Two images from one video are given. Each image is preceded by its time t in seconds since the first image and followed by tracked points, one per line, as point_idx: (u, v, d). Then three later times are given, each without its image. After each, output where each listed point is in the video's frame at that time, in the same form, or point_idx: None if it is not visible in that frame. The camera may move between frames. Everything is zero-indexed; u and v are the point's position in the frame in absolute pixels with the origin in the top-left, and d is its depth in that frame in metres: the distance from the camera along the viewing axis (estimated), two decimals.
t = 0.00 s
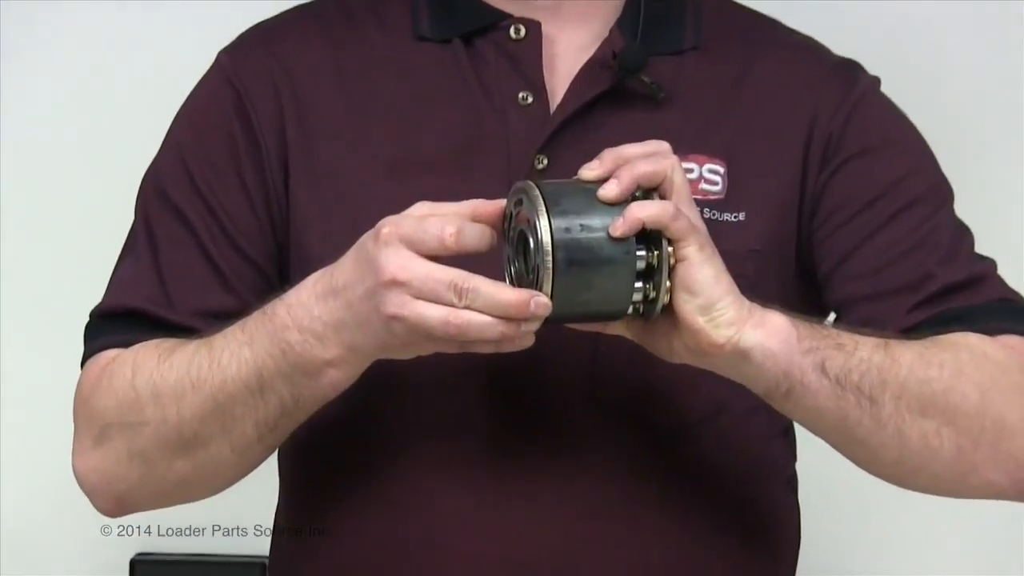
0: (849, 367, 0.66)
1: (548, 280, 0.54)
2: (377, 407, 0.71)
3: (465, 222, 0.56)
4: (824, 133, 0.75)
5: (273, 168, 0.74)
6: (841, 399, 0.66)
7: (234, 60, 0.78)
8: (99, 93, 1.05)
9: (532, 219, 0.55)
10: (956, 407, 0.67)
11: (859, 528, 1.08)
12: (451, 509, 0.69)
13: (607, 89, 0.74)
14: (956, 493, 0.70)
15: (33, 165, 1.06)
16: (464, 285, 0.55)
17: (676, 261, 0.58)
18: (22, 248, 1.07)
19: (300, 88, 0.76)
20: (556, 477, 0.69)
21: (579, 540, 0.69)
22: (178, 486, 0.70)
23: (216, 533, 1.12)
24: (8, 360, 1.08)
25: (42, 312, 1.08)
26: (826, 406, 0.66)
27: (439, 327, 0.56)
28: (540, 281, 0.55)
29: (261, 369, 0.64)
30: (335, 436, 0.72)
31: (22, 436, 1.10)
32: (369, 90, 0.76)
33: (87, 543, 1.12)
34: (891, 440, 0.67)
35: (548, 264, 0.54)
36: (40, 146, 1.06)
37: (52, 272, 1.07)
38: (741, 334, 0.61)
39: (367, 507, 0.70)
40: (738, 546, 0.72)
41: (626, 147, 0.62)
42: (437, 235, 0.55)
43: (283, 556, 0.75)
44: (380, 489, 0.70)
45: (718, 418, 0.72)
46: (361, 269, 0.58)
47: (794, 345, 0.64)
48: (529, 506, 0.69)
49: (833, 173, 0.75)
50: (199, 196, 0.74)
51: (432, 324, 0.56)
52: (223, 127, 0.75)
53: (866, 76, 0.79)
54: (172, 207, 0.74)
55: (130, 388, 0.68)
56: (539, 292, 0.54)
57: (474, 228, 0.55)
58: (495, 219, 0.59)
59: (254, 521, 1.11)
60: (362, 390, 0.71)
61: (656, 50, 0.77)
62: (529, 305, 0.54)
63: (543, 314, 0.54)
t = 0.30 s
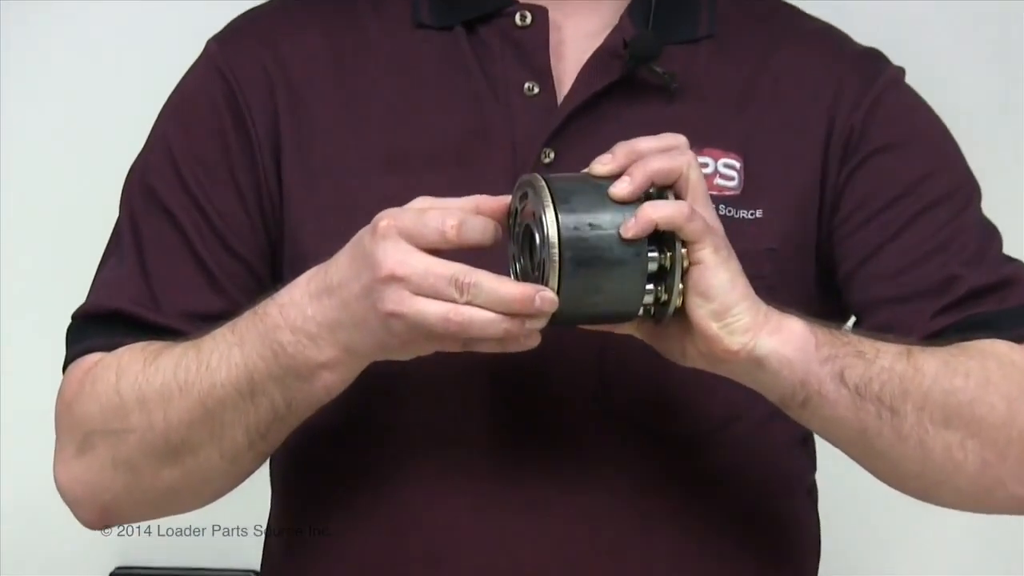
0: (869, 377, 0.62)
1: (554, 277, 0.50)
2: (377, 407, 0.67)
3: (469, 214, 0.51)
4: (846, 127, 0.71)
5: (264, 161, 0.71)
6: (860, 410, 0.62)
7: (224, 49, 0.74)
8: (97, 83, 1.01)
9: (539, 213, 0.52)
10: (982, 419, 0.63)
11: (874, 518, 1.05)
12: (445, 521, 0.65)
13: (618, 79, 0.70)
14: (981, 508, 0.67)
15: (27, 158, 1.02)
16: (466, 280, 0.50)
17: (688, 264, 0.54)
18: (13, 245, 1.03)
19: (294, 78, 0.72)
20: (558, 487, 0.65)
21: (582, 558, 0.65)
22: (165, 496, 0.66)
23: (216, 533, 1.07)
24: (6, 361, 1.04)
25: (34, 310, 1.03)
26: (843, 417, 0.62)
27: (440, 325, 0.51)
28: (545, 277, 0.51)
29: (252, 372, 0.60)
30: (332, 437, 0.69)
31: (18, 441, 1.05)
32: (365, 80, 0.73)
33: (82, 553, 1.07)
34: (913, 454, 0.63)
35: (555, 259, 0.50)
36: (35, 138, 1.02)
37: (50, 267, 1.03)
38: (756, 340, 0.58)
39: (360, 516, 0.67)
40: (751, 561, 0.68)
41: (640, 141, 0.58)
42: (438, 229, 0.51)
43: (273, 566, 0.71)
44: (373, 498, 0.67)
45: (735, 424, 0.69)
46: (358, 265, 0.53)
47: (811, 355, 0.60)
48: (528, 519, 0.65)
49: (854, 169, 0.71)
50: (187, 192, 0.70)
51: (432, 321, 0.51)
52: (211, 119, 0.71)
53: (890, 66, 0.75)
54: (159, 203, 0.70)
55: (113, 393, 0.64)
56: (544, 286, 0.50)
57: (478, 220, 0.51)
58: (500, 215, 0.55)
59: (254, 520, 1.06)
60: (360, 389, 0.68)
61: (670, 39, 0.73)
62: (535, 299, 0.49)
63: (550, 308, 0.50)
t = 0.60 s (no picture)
0: (888, 387, 0.60)
1: (564, 278, 0.47)
2: (384, 411, 0.64)
3: (475, 214, 0.48)
4: (867, 121, 0.69)
5: (262, 158, 0.68)
6: (879, 421, 0.60)
7: (220, 40, 0.71)
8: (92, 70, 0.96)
9: (548, 212, 0.48)
10: (1005, 430, 0.61)
11: (888, 520, 1.02)
12: (448, 535, 0.62)
13: (631, 71, 0.68)
14: (1002, 521, 0.64)
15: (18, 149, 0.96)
16: (471, 282, 0.47)
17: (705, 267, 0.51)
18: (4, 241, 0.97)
19: (293, 71, 0.69)
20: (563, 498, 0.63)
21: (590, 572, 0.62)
22: (161, 508, 0.64)
23: (216, 532, 1.00)
24: None
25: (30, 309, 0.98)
26: (862, 428, 0.60)
27: (446, 330, 0.48)
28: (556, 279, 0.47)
29: (251, 381, 0.58)
30: (336, 438, 0.65)
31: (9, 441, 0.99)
32: (367, 74, 0.70)
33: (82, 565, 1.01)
34: (933, 466, 0.61)
35: (565, 261, 0.46)
36: (27, 127, 0.96)
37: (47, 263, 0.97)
38: (772, 348, 0.55)
39: (355, 524, 0.64)
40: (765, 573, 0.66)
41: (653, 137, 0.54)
42: (442, 229, 0.47)
43: None
44: (372, 510, 0.64)
45: (755, 431, 0.66)
46: (360, 269, 0.50)
47: (829, 363, 0.58)
48: (534, 532, 0.62)
49: (874, 166, 0.68)
50: (182, 191, 0.67)
51: (437, 327, 0.48)
52: (207, 115, 0.68)
53: (912, 60, 0.72)
54: (152, 203, 0.67)
55: (107, 402, 0.61)
56: (555, 289, 0.46)
57: (484, 222, 0.47)
58: (507, 216, 0.52)
59: (254, 519, 0.99)
60: (366, 393, 0.65)
61: (685, 30, 0.71)
62: (546, 302, 0.46)
63: (563, 310, 0.46)
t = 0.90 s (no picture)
0: (896, 399, 0.59)
1: (574, 284, 0.45)
2: (393, 412, 0.63)
3: (484, 219, 0.46)
4: (876, 121, 0.68)
5: (264, 158, 0.67)
6: (886, 432, 0.59)
7: (221, 39, 0.70)
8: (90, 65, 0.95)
9: (557, 218, 0.46)
10: (1014, 440, 0.60)
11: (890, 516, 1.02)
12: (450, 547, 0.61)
13: (638, 70, 0.67)
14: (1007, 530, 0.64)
15: (13, 143, 0.95)
16: (480, 287, 0.45)
17: (715, 278, 0.50)
18: None
19: (295, 70, 0.68)
20: (567, 509, 0.61)
21: None
22: (162, 515, 0.63)
23: (216, 533, 0.97)
24: None
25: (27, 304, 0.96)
26: (870, 439, 0.59)
27: (454, 336, 0.46)
28: (565, 284, 0.46)
29: (256, 388, 0.57)
30: (340, 442, 0.64)
31: None
32: (369, 73, 0.69)
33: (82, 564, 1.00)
34: (940, 475, 0.60)
35: (574, 265, 0.45)
36: (23, 121, 0.95)
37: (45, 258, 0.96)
38: (780, 359, 0.55)
39: (357, 528, 0.63)
40: None
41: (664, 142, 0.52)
42: (450, 233, 0.46)
43: None
44: (374, 517, 0.62)
45: (764, 432, 0.65)
46: (367, 274, 0.48)
47: (838, 374, 0.57)
48: (540, 542, 0.61)
49: (883, 166, 0.67)
50: (182, 192, 0.66)
51: (445, 333, 0.46)
52: (207, 116, 0.67)
53: (922, 58, 0.72)
54: (152, 204, 0.66)
55: (110, 408, 0.60)
56: (565, 294, 0.45)
57: (494, 225, 0.46)
58: (517, 222, 0.50)
59: (254, 520, 0.93)
60: (374, 396, 0.63)
61: (692, 28, 0.70)
62: (556, 306, 0.44)
63: (571, 316, 0.44)
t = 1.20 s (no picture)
0: (893, 407, 0.59)
1: (576, 289, 0.45)
2: (395, 416, 0.63)
3: (486, 225, 0.46)
4: (876, 121, 0.68)
5: (263, 160, 0.67)
6: (884, 439, 0.59)
7: (220, 40, 0.70)
8: (90, 63, 0.95)
9: (558, 224, 0.46)
10: (1011, 447, 0.60)
11: (893, 514, 1.02)
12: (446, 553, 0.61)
13: (638, 70, 0.67)
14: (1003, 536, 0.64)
15: (13, 141, 0.95)
16: (482, 293, 0.45)
17: (715, 287, 0.50)
18: None
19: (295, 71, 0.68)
20: (564, 515, 0.61)
21: None
22: (162, 518, 0.63)
23: (216, 534, 0.97)
24: None
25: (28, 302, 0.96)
26: (866, 446, 0.59)
27: (455, 342, 0.46)
28: (566, 290, 0.45)
29: (257, 393, 0.57)
30: (340, 446, 0.64)
31: None
32: (369, 75, 0.69)
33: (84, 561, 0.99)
34: (937, 481, 0.60)
35: (575, 270, 0.44)
36: (23, 119, 0.95)
37: (45, 257, 0.96)
38: (778, 368, 0.55)
39: (356, 532, 0.63)
40: None
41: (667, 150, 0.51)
42: (452, 239, 0.45)
43: None
44: (373, 522, 0.62)
45: (760, 434, 0.65)
46: (370, 279, 0.48)
47: (837, 384, 0.57)
48: (538, 547, 0.61)
49: (883, 167, 0.67)
50: (182, 193, 0.66)
51: (446, 340, 0.46)
52: (207, 118, 0.67)
53: (923, 58, 0.72)
54: (152, 206, 0.66)
55: (110, 411, 0.60)
56: (567, 301, 0.44)
57: (495, 231, 0.45)
58: (517, 228, 0.50)
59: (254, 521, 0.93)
60: (377, 401, 0.63)
61: (692, 28, 0.70)
62: (557, 313, 0.44)
63: (574, 323, 0.44)
